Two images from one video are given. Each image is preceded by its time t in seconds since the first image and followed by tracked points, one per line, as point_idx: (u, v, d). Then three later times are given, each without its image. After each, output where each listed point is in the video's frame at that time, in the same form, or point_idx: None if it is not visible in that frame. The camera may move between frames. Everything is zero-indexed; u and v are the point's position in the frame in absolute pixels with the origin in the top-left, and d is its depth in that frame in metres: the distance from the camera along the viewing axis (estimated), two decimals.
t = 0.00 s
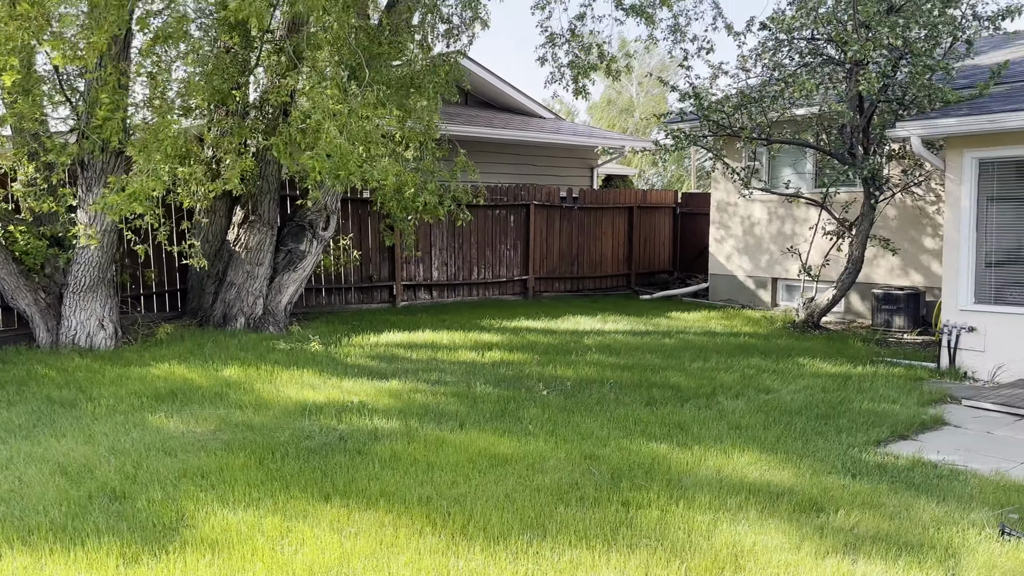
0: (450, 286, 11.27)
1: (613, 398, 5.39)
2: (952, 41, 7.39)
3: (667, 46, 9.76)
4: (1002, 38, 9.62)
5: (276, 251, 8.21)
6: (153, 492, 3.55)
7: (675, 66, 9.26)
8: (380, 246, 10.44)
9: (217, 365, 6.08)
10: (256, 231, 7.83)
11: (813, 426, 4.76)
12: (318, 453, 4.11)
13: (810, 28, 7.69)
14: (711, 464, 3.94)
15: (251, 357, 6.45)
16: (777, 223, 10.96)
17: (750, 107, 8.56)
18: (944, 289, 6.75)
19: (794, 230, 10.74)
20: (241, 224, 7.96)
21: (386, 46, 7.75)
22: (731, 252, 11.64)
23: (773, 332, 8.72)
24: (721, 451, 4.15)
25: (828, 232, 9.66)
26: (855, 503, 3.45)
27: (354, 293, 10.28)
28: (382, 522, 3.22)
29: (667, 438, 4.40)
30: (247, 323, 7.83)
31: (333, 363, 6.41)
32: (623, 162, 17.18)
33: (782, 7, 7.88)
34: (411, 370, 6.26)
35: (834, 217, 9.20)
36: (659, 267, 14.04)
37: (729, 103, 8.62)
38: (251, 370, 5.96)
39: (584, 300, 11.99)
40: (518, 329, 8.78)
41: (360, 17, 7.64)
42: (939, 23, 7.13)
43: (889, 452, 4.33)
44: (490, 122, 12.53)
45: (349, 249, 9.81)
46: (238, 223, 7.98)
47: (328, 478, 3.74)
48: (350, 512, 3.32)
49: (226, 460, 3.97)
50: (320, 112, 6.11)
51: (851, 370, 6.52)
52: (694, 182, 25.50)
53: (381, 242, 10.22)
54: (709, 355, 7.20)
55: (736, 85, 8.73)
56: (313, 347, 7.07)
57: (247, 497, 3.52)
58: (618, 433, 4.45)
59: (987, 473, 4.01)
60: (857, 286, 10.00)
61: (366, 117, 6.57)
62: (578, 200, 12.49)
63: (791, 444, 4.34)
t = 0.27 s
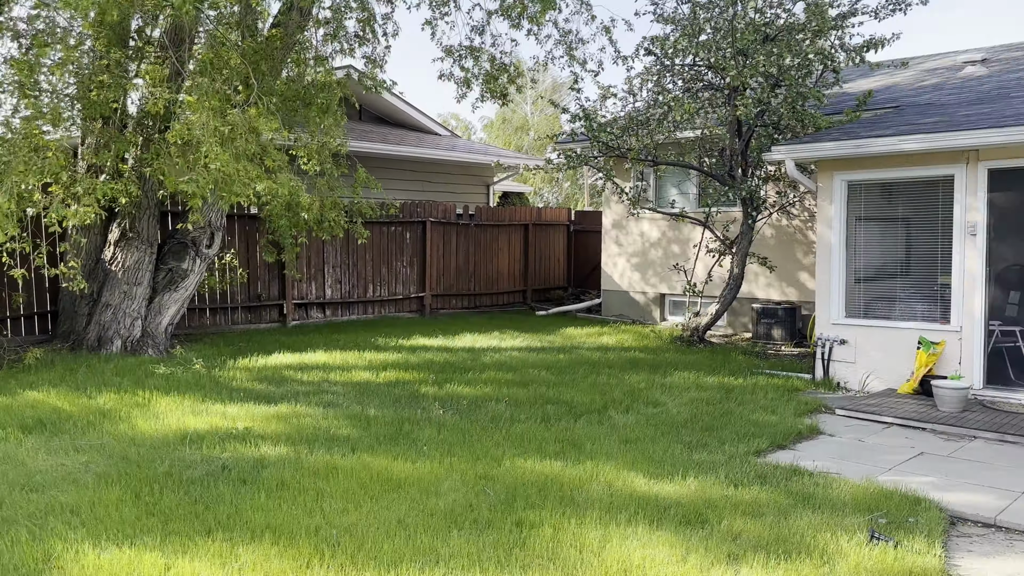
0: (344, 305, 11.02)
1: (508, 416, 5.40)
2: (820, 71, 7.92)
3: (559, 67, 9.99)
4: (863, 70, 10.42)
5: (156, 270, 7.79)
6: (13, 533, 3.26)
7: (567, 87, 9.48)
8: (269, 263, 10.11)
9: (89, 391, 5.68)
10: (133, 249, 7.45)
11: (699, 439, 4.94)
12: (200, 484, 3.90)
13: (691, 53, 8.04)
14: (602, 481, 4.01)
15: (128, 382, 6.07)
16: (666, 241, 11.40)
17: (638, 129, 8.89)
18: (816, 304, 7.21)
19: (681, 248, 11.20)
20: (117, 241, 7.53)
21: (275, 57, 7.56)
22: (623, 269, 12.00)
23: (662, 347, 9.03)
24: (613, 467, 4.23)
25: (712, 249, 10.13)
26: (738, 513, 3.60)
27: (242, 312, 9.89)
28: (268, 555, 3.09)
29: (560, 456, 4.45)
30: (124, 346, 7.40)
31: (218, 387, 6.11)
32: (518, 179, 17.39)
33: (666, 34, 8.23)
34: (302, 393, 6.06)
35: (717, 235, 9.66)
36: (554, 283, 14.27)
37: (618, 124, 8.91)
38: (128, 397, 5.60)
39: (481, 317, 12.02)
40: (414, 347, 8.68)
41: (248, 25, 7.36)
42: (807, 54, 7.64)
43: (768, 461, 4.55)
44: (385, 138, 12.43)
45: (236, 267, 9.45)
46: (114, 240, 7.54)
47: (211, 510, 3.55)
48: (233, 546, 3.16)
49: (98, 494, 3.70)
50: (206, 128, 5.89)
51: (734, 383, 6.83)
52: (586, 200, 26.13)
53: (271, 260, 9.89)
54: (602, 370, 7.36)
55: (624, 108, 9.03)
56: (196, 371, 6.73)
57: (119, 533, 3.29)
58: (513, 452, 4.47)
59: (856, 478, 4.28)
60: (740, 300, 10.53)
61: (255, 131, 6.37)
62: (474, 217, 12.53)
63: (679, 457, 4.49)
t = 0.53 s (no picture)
0: (254, 328, 10.68)
1: (426, 441, 5.35)
2: (725, 100, 8.26)
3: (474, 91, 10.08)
4: (765, 99, 10.96)
5: (52, 293, 7.35)
6: None
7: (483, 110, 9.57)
8: (176, 286, 9.70)
9: None
10: (27, 272, 7.02)
11: (615, 459, 5.02)
12: (98, 521, 3.68)
13: (604, 82, 8.27)
14: (520, 504, 4.02)
15: (18, 413, 5.67)
16: (581, 262, 11.61)
17: (553, 153, 9.07)
18: (724, 324, 7.49)
19: (597, 269, 11.42)
20: (8, 264, 7.10)
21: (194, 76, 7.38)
22: (541, 290, 12.13)
23: (579, 367, 9.15)
24: (531, 490, 4.25)
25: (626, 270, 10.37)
26: (652, 532, 3.67)
27: (145, 337, 9.43)
28: None
29: (478, 480, 4.43)
30: (16, 375, 6.92)
31: (119, 417, 5.80)
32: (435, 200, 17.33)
33: (578, 62, 8.43)
34: (209, 422, 5.81)
35: (630, 257, 9.91)
36: (472, 304, 14.27)
37: (534, 148, 9.07)
38: (18, 430, 5.23)
39: (398, 339, 11.87)
40: (329, 371, 8.48)
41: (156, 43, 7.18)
42: (712, 84, 7.97)
43: (681, 480, 4.67)
44: (298, 158, 12.21)
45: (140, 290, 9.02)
46: (5, 262, 7.08)
47: (110, 548, 3.35)
48: None
49: None
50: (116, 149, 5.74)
51: (648, 402, 6.99)
52: (505, 221, 26.31)
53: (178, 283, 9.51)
54: (519, 391, 7.39)
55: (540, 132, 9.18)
56: (95, 400, 6.35)
57: None
58: (431, 478, 4.42)
59: (764, 495, 4.45)
60: (652, 320, 10.82)
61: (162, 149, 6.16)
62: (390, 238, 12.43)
63: (595, 478, 4.55)
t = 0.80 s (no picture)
0: (185, 355, 10.32)
1: (365, 469, 5.24)
2: (660, 129, 8.50)
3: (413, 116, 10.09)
4: (698, 128, 11.30)
5: None
6: None
7: (423, 135, 9.58)
8: (102, 311, 9.30)
9: None
10: None
11: (555, 484, 5.03)
12: (15, 558, 3.47)
13: (542, 110, 8.39)
14: (461, 531, 3.97)
15: None
16: (521, 286, 11.65)
17: (493, 179, 9.08)
18: (661, 348, 7.62)
19: (536, 293, 11.49)
20: None
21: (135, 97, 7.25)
22: (481, 314, 12.13)
23: (519, 392, 9.15)
24: (472, 517, 4.21)
25: (565, 295, 10.46)
26: (593, 557, 3.67)
27: (69, 365, 9.00)
28: None
29: (418, 509, 4.36)
30: None
31: (38, 449, 5.51)
32: (374, 224, 17.18)
33: (517, 89, 8.56)
34: (136, 453, 5.57)
35: (569, 281, 10.00)
36: (412, 328, 14.14)
37: (473, 173, 9.08)
38: None
39: (335, 365, 11.64)
40: (264, 399, 8.24)
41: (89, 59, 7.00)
42: (647, 113, 8.19)
43: (620, 503, 4.70)
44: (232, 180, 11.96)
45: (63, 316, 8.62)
46: None
47: None
48: None
49: None
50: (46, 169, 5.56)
51: (587, 425, 7.03)
52: (444, 246, 26.26)
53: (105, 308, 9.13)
54: (459, 417, 7.34)
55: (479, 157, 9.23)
56: (11, 431, 6.01)
57: None
58: (369, 507, 4.33)
59: (702, 516, 4.52)
60: (591, 344, 10.93)
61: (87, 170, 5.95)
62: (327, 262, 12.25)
63: (536, 504, 4.54)
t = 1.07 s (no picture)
0: (138, 383, 10.05)
1: (323, 498, 5.15)
2: (620, 157, 8.65)
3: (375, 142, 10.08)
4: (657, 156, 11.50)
5: None
6: None
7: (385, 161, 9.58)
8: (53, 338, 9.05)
9: None
10: None
11: (517, 510, 5.00)
12: None
13: (503, 137, 8.49)
14: (422, 560, 3.92)
15: None
16: (483, 312, 11.63)
17: (455, 205, 9.07)
18: (622, 373, 7.68)
19: (498, 319, 11.49)
20: None
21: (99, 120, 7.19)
22: (442, 340, 12.07)
23: (481, 418, 9.10)
24: (433, 545, 4.16)
25: (526, 320, 10.48)
26: None
27: (17, 394, 8.74)
28: None
29: (377, 538, 4.29)
30: None
31: None
32: (334, 250, 17.04)
33: (478, 118, 8.65)
34: (85, 484, 5.39)
35: (530, 307, 10.03)
36: (372, 355, 14.00)
37: (435, 200, 9.08)
38: None
39: (294, 393, 11.45)
40: (220, 427, 8.06)
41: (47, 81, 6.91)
42: (607, 142, 8.32)
43: (583, 529, 4.69)
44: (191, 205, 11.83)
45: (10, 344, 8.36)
46: None
47: None
48: None
49: None
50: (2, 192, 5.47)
51: (549, 451, 7.02)
52: (406, 272, 26.10)
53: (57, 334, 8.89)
54: (420, 444, 7.26)
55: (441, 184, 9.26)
56: None
57: None
58: (328, 536, 4.25)
59: (665, 541, 4.53)
60: (553, 370, 10.95)
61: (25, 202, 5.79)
62: (287, 288, 12.11)
63: (498, 531, 4.50)
